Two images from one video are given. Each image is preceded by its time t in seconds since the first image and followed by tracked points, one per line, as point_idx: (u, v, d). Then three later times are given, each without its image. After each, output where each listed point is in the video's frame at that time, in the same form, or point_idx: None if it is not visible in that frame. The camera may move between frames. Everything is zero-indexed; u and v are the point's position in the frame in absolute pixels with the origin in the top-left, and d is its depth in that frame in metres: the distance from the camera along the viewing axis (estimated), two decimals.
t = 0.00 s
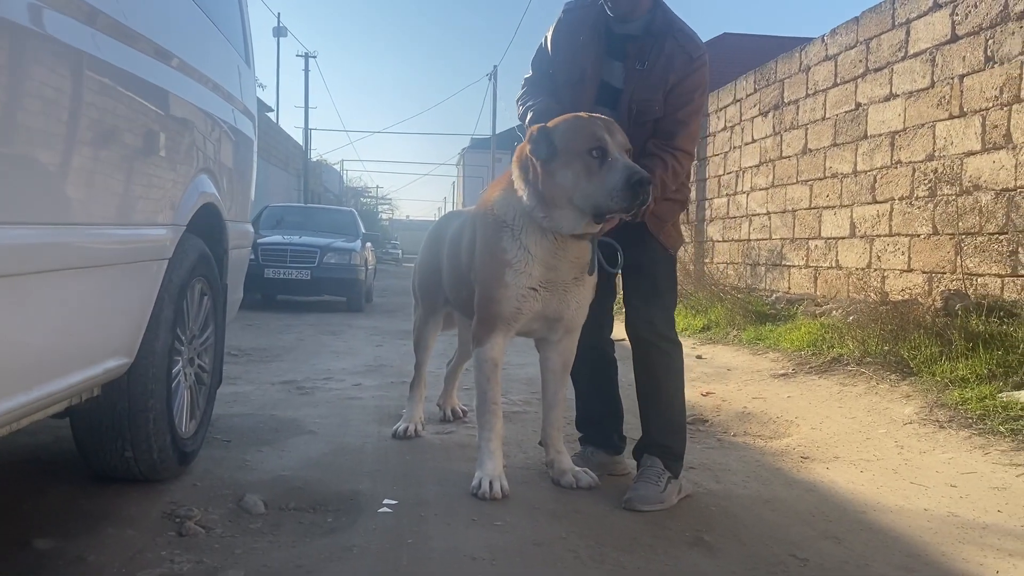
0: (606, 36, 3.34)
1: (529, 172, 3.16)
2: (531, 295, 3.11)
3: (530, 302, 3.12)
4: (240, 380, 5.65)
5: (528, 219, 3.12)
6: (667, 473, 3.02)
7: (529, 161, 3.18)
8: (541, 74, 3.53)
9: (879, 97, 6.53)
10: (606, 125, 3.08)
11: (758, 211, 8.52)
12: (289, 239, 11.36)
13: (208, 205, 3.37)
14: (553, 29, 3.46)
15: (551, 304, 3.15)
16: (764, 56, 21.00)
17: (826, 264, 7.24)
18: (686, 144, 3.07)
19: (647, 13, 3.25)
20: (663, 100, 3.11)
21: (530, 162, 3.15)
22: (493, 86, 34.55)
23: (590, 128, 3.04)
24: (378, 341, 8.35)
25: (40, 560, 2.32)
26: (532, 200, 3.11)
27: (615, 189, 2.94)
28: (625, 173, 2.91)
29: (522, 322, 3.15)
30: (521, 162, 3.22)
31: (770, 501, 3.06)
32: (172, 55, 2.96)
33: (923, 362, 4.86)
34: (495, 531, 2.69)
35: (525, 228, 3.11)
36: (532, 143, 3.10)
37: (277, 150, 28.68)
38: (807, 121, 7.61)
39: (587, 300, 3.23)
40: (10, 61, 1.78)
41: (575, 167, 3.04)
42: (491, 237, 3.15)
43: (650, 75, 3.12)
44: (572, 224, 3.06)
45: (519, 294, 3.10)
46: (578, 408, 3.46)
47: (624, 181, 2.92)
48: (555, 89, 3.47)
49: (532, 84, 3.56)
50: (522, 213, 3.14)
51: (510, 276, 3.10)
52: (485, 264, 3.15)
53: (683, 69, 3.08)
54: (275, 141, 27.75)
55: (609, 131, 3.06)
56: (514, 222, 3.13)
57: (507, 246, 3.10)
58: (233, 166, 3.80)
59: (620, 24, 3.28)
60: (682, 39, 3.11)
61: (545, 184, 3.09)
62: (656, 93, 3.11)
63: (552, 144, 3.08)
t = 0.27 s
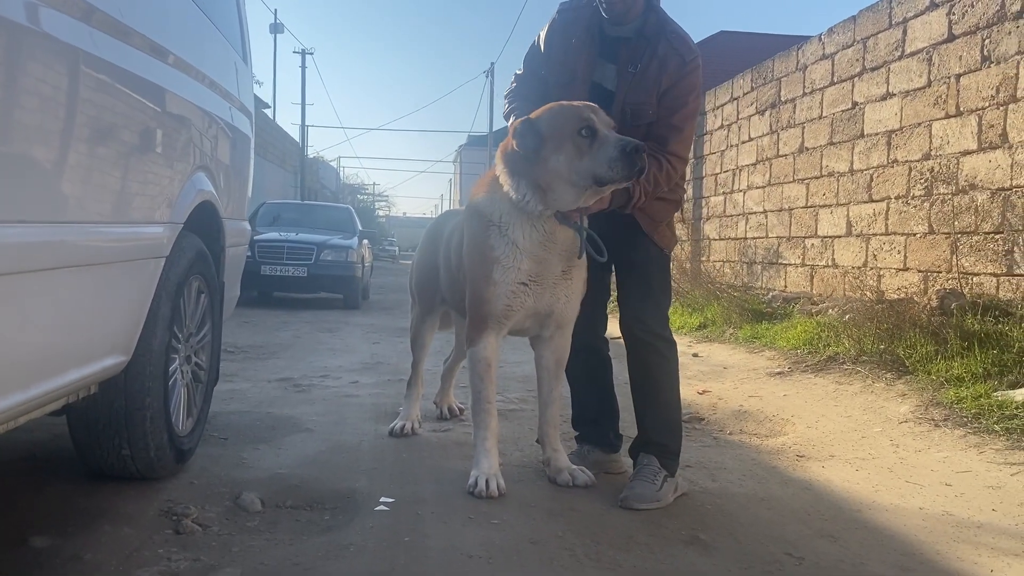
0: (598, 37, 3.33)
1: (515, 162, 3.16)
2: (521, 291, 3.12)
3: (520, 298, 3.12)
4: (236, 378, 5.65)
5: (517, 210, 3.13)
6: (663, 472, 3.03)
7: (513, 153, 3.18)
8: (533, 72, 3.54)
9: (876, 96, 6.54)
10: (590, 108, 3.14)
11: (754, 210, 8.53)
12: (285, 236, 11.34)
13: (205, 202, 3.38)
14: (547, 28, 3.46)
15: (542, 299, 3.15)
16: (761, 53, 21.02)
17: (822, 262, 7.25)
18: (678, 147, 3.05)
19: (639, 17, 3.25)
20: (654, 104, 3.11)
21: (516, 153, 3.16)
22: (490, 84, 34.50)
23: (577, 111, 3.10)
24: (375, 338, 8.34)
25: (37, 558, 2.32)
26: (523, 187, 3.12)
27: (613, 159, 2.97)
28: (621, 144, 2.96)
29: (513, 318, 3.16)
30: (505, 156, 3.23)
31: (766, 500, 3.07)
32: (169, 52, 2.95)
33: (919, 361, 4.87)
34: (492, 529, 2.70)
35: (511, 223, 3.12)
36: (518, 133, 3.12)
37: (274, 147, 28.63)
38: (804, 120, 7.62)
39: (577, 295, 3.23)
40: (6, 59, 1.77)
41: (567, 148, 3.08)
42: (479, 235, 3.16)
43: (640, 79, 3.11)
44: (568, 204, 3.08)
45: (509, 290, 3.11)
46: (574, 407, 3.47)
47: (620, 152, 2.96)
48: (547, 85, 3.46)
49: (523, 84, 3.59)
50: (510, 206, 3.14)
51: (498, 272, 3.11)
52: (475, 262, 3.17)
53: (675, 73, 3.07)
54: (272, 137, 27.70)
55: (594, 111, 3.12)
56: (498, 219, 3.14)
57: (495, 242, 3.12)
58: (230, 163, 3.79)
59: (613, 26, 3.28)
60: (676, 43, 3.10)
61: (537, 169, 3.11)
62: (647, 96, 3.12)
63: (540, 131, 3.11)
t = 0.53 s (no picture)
0: (594, 35, 3.33)
1: (514, 160, 3.13)
2: (512, 295, 3.11)
3: (510, 302, 3.11)
4: (234, 376, 5.64)
5: (506, 213, 3.12)
6: (660, 471, 3.03)
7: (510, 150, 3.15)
8: (527, 70, 3.54)
9: (874, 95, 6.54)
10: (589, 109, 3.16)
11: (752, 208, 8.53)
12: (283, 233, 11.32)
13: (202, 201, 3.38)
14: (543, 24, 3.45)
15: (532, 302, 3.14)
16: (760, 52, 21.01)
17: (820, 262, 7.26)
18: (663, 147, 3.06)
19: (634, 16, 3.24)
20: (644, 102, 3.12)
21: (513, 150, 3.12)
22: (489, 81, 34.46)
23: (578, 112, 3.11)
24: (373, 337, 8.34)
25: (34, 557, 2.32)
26: (523, 186, 3.10)
27: (619, 162, 3.00)
28: (628, 146, 2.99)
29: (505, 322, 3.15)
30: (500, 152, 3.19)
31: (763, 499, 3.07)
32: (166, 50, 2.95)
33: (916, 360, 4.88)
34: (489, 528, 2.70)
35: (497, 227, 3.11)
36: (519, 131, 3.09)
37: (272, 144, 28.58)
38: (802, 119, 7.62)
39: (568, 295, 3.22)
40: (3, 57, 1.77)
41: (570, 148, 3.07)
42: (467, 240, 3.16)
43: (632, 78, 3.12)
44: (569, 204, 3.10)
45: (499, 295, 3.10)
46: (571, 406, 3.48)
47: (626, 154, 2.99)
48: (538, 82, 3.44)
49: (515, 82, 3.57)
50: (498, 208, 3.14)
51: (486, 277, 3.11)
52: (464, 267, 3.17)
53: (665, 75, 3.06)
54: (270, 134, 27.62)
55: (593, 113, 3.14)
56: (484, 224, 3.13)
57: (483, 247, 3.11)
58: (227, 161, 3.79)
59: (608, 25, 3.26)
60: (665, 43, 3.09)
61: (538, 168, 3.10)
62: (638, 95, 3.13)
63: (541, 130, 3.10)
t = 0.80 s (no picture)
0: (591, 37, 3.34)
1: (505, 160, 3.13)
2: (507, 292, 3.11)
3: (506, 298, 3.11)
4: (233, 374, 5.64)
5: (499, 211, 3.13)
6: (659, 470, 3.04)
7: (501, 149, 3.15)
8: (525, 68, 3.54)
9: (873, 93, 6.54)
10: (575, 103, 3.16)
11: (751, 206, 8.54)
12: (282, 231, 11.31)
13: (201, 200, 3.38)
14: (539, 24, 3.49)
15: (529, 299, 3.15)
16: (758, 49, 20.99)
17: (818, 259, 7.26)
18: (665, 153, 3.07)
19: (633, 19, 3.23)
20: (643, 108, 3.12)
21: (505, 150, 3.12)
22: (487, 78, 34.42)
23: (565, 106, 3.11)
24: (372, 334, 8.33)
25: (35, 556, 2.33)
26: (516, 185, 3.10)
27: (609, 154, 2.99)
28: (618, 137, 2.98)
29: (500, 319, 3.15)
30: (490, 152, 3.19)
31: (762, 498, 3.08)
32: (165, 47, 2.94)
33: (914, 358, 4.89)
34: (488, 527, 2.70)
35: (492, 225, 3.11)
36: (508, 130, 3.10)
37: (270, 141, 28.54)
38: (801, 116, 7.62)
39: (565, 292, 3.22)
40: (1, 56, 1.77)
41: (560, 144, 3.07)
42: (464, 236, 3.16)
43: (629, 84, 3.12)
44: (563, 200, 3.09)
45: (494, 291, 3.10)
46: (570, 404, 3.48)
47: (617, 146, 2.98)
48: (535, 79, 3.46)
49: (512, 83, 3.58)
50: (493, 206, 3.14)
51: (483, 273, 3.11)
52: (461, 263, 3.17)
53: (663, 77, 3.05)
54: (268, 131, 27.59)
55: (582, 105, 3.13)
56: (479, 220, 3.14)
57: (479, 243, 3.11)
58: (226, 158, 3.78)
59: (605, 28, 3.26)
60: (665, 47, 3.08)
61: (529, 166, 3.10)
62: (637, 101, 3.13)
63: (530, 128, 3.10)
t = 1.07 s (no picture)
0: (585, 39, 3.37)
1: (510, 158, 3.11)
2: (506, 292, 3.12)
3: (505, 299, 3.12)
4: (233, 370, 5.64)
5: (497, 211, 3.12)
6: (660, 466, 3.04)
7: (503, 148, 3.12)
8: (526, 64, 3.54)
9: (873, 88, 6.54)
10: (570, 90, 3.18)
11: (750, 201, 8.53)
12: (281, 226, 11.31)
13: (202, 196, 3.38)
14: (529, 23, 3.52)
15: (527, 298, 3.15)
16: (758, 44, 20.96)
17: (818, 254, 7.27)
18: (666, 145, 3.00)
19: (625, 13, 3.22)
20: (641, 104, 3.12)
21: (509, 149, 3.10)
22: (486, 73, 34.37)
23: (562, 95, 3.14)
24: (372, 330, 8.33)
25: (37, 553, 2.33)
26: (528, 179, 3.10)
27: (617, 130, 3.02)
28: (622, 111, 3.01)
29: (499, 320, 3.16)
30: (490, 154, 3.16)
31: (762, 493, 3.09)
32: (164, 43, 2.93)
33: (914, 353, 4.89)
34: (489, 523, 2.71)
35: (490, 226, 3.11)
36: (510, 131, 3.09)
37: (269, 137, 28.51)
38: (801, 112, 7.61)
39: (564, 290, 3.22)
40: None
41: (566, 130, 3.08)
42: (460, 239, 3.17)
43: (628, 80, 3.15)
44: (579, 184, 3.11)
45: (493, 293, 3.11)
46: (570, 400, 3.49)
47: (623, 120, 3.01)
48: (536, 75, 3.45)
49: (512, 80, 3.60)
50: (490, 207, 3.13)
51: (481, 276, 3.12)
52: (458, 266, 3.18)
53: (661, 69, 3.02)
54: (267, 126, 27.55)
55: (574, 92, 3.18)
56: (476, 224, 3.13)
57: (476, 246, 3.12)
58: (226, 154, 3.78)
59: (598, 27, 3.28)
60: (661, 40, 3.05)
61: (538, 159, 3.09)
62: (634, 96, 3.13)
63: (532, 121, 3.10)
